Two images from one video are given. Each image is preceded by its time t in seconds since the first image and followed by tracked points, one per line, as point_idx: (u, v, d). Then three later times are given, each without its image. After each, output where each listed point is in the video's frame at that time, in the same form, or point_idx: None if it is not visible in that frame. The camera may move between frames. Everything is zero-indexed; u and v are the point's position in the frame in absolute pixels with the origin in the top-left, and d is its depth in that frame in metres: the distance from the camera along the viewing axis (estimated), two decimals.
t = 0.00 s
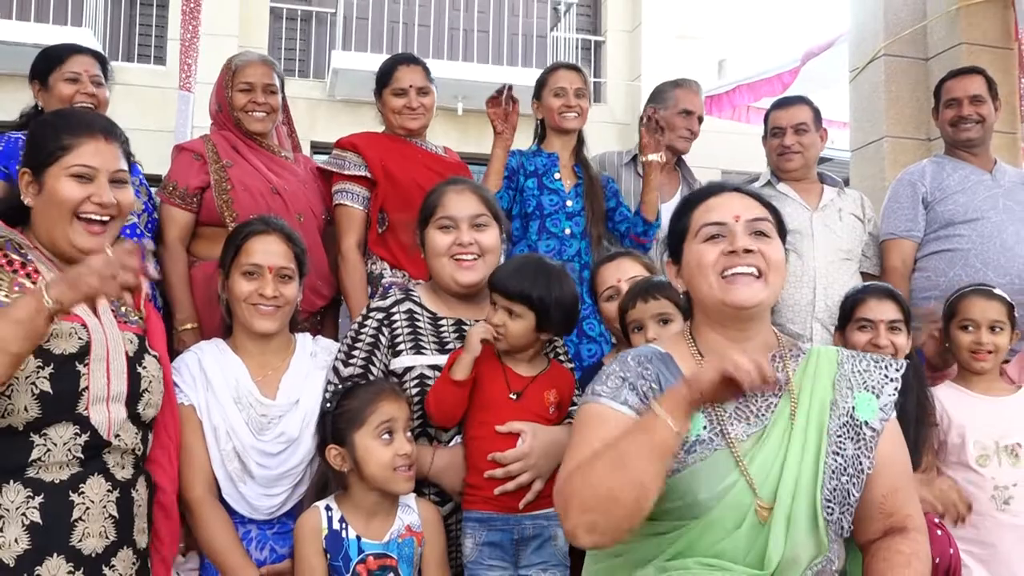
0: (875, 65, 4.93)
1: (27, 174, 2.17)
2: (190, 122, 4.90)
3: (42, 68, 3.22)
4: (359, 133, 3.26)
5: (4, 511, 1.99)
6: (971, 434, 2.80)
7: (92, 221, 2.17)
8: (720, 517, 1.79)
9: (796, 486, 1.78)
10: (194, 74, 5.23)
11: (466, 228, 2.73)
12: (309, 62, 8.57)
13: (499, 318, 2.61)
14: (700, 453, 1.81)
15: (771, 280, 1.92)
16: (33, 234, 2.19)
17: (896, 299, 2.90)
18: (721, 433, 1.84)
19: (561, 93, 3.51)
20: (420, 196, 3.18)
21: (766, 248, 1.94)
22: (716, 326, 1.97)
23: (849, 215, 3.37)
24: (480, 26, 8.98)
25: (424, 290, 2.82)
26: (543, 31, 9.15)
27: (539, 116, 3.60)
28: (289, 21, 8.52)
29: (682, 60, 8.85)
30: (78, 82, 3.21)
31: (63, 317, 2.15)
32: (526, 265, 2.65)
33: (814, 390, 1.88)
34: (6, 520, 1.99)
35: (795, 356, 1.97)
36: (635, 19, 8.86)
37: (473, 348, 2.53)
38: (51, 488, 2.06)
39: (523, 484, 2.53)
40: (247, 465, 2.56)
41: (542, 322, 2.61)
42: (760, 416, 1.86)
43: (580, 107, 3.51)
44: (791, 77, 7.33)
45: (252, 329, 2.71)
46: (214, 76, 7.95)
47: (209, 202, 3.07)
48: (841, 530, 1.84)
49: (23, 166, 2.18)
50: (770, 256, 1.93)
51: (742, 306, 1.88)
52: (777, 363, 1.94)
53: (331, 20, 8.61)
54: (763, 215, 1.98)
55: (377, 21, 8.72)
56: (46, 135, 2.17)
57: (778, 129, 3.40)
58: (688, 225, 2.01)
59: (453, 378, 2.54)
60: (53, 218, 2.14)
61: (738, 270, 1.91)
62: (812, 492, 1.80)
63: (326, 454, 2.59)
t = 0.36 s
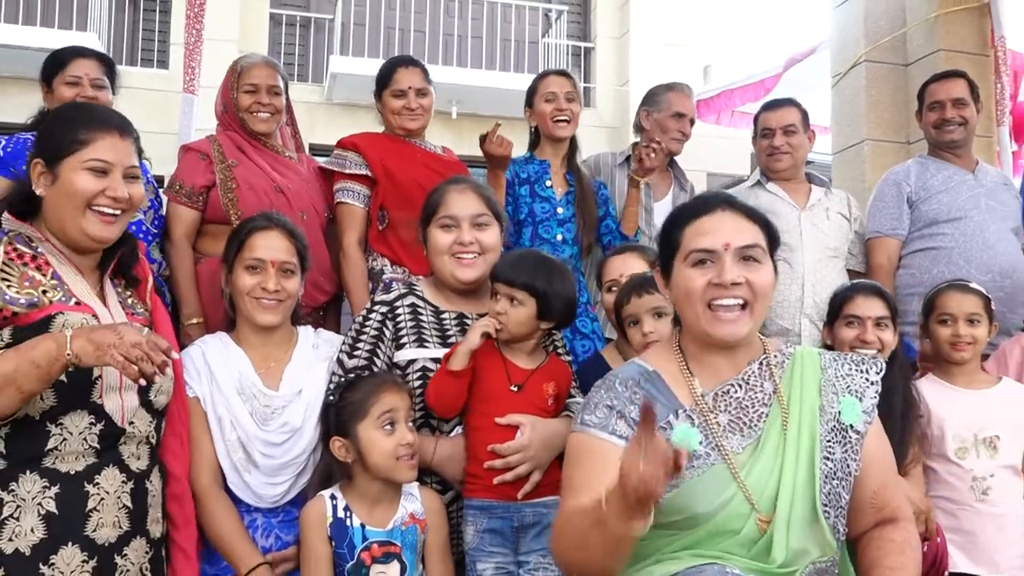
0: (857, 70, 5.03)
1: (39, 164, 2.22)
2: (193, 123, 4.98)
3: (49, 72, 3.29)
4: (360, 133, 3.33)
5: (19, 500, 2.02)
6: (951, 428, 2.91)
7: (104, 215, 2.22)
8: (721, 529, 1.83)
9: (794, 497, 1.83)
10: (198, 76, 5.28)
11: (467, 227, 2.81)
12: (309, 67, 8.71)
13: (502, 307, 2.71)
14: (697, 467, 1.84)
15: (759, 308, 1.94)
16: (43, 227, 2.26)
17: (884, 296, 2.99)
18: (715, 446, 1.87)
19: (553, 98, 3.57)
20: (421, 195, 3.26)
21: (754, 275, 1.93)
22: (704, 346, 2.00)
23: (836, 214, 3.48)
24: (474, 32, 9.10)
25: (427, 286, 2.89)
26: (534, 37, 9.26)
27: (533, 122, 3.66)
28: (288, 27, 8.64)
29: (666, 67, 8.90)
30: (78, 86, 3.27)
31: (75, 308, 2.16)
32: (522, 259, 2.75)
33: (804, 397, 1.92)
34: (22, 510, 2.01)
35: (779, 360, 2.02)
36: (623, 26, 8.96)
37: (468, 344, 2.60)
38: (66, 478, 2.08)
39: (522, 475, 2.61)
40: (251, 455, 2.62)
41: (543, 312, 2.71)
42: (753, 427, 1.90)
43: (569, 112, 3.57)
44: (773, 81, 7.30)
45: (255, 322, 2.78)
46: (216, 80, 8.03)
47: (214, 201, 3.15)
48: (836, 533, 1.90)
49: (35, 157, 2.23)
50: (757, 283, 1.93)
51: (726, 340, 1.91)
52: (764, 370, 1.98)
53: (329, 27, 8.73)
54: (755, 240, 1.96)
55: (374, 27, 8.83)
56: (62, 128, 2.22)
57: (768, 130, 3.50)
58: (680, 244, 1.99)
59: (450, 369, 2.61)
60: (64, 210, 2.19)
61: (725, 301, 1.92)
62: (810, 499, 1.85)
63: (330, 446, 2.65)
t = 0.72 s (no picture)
0: (826, 73, 5.18)
1: (35, 155, 2.29)
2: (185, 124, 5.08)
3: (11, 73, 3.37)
4: (343, 133, 3.41)
5: (14, 489, 2.09)
6: (910, 416, 3.02)
7: (110, 198, 2.35)
8: (671, 505, 1.91)
9: (742, 478, 1.90)
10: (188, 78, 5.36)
11: (444, 223, 2.91)
12: (298, 71, 8.82)
13: (477, 300, 2.80)
14: (649, 446, 1.90)
15: (716, 284, 1.99)
16: (31, 218, 2.33)
17: (844, 289, 3.11)
18: (669, 426, 1.93)
19: (527, 92, 3.71)
20: (400, 193, 3.35)
21: (711, 253, 1.99)
22: (667, 326, 2.07)
23: (802, 211, 3.60)
24: (459, 37, 9.21)
25: (405, 280, 2.97)
26: (517, 42, 9.37)
27: (506, 112, 3.80)
28: (279, 32, 8.76)
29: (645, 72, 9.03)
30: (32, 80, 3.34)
31: (64, 296, 2.26)
32: (497, 254, 2.85)
33: (760, 381, 1.98)
34: (16, 498, 2.09)
35: (741, 343, 2.07)
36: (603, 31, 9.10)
37: (444, 335, 2.70)
38: (61, 467, 2.15)
39: (497, 460, 2.69)
40: (234, 443, 2.66)
41: (518, 305, 2.80)
42: (707, 408, 1.96)
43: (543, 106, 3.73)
44: (747, 85, 7.42)
45: (237, 315, 2.83)
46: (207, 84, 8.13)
47: (200, 199, 3.24)
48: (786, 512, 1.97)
49: (28, 149, 2.29)
50: (714, 259, 1.98)
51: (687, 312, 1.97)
52: (723, 354, 2.04)
53: (319, 31, 8.84)
54: (711, 219, 2.01)
55: (362, 32, 8.94)
56: (46, 122, 2.31)
57: (737, 130, 3.62)
58: (638, 224, 2.05)
59: (426, 359, 2.71)
60: (73, 202, 2.30)
61: (682, 280, 1.96)
62: (760, 480, 1.92)
63: (305, 435, 2.69)
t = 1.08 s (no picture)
0: (774, 84, 5.52)
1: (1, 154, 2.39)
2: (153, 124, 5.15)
3: None
4: (304, 133, 3.50)
5: None
6: (843, 409, 3.15)
7: (75, 194, 2.44)
8: (611, 489, 1.97)
9: (679, 466, 1.98)
10: (157, 77, 5.39)
11: (400, 221, 2.93)
12: (269, 72, 8.87)
13: (434, 297, 2.82)
14: (591, 434, 1.97)
15: (660, 281, 2.10)
16: None
17: (782, 289, 3.25)
18: (613, 415, 2.01)
19: (480, 99, 3.81)
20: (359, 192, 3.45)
21: (657, 252, 2.10)
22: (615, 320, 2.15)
23: (746, 213, 3.78)
24: (427, 42, 9.32)
25: (363, 277, 3.01)
26: (482, 47, 9.50)
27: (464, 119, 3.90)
28: (250, 34, 8.82)
29: (606, 79, 9.24)
30: None
31: (32, 295, 2.36)
32: (455, 252, 2.87)
33: (699, 378, 2.07)
34: None
35: (684, 344, 2.16)
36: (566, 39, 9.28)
37: (404, 326, 2.72)
38: (19, 468, 2.20)
39: (449, 449, 2.71)
40: (192, 432, 2.72)
41: (473, 301, 2.84)
42: (649, 400, 2.04)
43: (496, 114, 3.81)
44: (701, 93, 7.59)
45: (198, 309, 2.88)
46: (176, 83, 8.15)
47: (165, 196, 3.32)
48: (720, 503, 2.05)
49: None
50: (660, 258, 2.10)
51: (629, 306, 2.07)
52: (667, 352, 2.12)
53: (289, 33, 8.90)
54: (660, 222, 2.14)
55: (332, 36, 9.03)
56: (18, 119, 2.41)
57: (685, 135, 3.78)
58: (592, 225, 2.18)
59: (385, 351, 2.73)
60: (37, 196, 2.39)
61: (627, 273, 2.08)
62: (696, 470, 2.00)
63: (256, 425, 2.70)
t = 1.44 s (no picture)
0: (735, 89, 5.79)
1: None
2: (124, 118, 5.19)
3: None
4: (273, 128, 3.55)
5: None
6: (793, 402, 3.26)
7: (26, 182, 2.47)
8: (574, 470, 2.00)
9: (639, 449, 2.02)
10: (128, 71, 5.42)
11: (367, 216, 2.87)
12: (242, 68, 8.89)
13: (402, 291, 2.74)
14: (564, 416, 2.04)
15: (629, 277, 2.15)
16: None
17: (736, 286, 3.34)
18: (582, 399, 2.07)
19: (438, 99, 3.89)
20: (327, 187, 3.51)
21: (627, 248, 2.15)
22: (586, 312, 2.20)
23: (704, 213, 3.91)
24: (399, 41, 9.37)
25: (329, 271, 2.95)
26: (454, 48, 9.56)
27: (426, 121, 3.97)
28: (224, 30, 8.83)
29: (571, 81, 9.34)
30: None
31: None
32: (427, 248, 2.80)
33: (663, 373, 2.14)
34: None
35: (648, 342, 2.23)
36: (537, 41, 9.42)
37: (372, 321, 2.63)
38: None
39: (412, 439, 2.66)
40: (155, 421, 2.69)
41: (442, 296, 2.77)
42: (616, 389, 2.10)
43: (454, 109, 3.88)
44: (667, 97, 7.74)
45: (164, 300, 2.84)
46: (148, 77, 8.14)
47: (134, 188, 3.37)
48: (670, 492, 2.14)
49: None
50: (630, 255, 2.14)
51: (597, 298, 2.13)
52: (633, 348, 2.19)
53: (262, 30, 8.91)
54: (632, 220, 2.18)
55: (304, 34, 9.07)
56: None
57: (647, 137, 3.90)
58: (569, 220, 2.23)
59: (352, 346, 2.65)
60: None
61: (597, 266, 2.14)
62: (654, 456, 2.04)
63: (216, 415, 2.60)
